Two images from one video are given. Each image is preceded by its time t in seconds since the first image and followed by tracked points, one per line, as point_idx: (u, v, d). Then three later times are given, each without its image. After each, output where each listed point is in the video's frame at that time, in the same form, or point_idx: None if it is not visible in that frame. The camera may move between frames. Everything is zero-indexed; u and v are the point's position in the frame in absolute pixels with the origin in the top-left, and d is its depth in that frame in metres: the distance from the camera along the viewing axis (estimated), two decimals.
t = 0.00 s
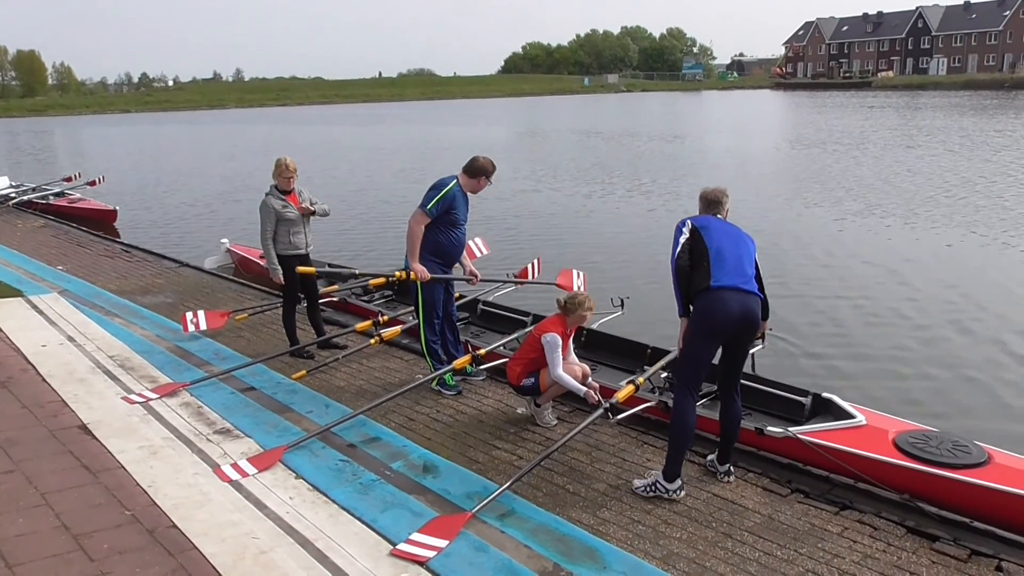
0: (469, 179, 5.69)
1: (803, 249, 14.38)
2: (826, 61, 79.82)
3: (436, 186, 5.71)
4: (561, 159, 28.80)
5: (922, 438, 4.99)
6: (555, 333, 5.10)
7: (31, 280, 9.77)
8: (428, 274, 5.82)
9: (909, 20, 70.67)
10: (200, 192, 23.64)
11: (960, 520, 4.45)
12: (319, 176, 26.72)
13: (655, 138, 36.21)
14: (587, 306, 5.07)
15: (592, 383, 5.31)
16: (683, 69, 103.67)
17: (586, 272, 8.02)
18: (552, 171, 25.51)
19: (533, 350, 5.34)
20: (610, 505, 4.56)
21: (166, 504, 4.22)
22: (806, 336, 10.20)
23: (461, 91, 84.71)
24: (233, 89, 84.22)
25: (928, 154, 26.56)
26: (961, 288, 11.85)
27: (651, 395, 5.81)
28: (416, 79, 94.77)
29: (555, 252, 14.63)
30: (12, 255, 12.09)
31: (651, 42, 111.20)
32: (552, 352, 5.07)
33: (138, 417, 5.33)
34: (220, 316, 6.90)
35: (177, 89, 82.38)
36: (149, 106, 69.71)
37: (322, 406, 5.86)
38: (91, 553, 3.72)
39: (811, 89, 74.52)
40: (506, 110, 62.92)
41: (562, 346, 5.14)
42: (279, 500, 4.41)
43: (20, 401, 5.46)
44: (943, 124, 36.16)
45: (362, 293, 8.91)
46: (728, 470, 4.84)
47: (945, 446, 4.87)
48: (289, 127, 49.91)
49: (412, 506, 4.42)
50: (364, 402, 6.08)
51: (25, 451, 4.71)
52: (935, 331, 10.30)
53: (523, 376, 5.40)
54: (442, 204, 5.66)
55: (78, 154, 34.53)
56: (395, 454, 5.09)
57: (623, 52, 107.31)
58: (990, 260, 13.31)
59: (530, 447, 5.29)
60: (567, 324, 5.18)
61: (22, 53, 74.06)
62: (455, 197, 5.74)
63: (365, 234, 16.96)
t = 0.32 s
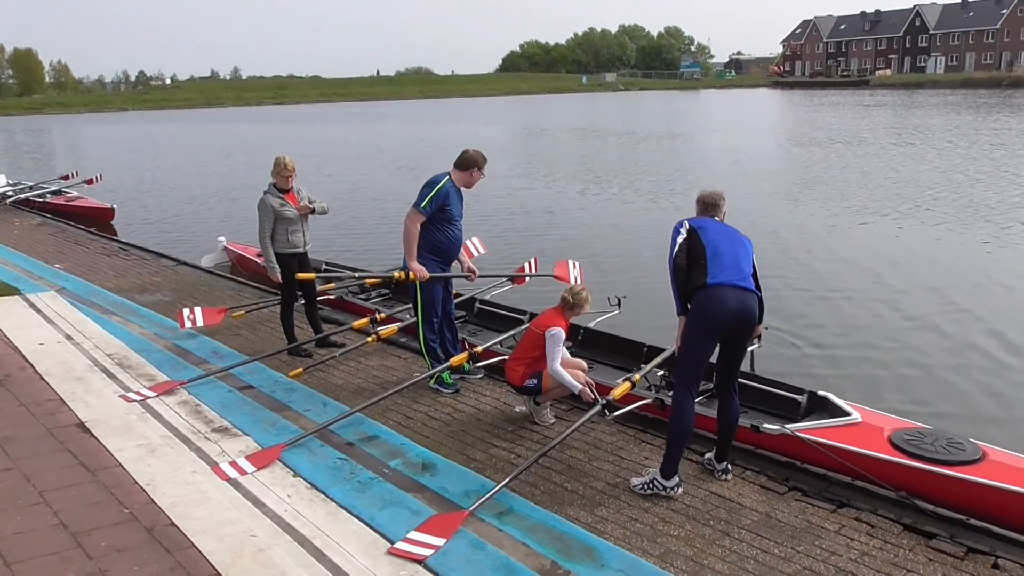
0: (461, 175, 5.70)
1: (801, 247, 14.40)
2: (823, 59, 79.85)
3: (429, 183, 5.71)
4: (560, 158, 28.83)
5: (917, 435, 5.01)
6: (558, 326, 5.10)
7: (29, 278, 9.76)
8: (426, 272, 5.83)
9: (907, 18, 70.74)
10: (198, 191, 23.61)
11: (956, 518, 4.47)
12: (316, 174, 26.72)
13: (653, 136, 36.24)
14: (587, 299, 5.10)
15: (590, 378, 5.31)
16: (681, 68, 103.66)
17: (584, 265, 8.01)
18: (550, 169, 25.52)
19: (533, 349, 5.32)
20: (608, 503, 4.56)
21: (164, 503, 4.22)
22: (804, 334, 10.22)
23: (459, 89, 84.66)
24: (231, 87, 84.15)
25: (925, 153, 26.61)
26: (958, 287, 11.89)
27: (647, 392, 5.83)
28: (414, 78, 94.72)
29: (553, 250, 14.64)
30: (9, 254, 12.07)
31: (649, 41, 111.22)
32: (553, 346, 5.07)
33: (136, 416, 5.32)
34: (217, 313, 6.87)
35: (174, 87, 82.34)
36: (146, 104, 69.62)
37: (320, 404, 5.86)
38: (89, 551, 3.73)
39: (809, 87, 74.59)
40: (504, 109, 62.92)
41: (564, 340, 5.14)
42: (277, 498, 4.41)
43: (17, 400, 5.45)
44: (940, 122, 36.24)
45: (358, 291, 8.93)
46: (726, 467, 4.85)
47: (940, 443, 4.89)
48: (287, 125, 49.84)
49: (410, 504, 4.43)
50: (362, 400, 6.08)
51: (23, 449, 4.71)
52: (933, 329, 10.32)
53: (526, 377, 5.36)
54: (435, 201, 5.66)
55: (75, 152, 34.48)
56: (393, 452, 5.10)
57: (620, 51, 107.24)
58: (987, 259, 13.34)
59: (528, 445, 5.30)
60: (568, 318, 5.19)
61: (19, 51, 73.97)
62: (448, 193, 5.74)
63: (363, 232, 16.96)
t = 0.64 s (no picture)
0: (455, 172, 5.71)
1: (798, 245, 14.41)
2: (820, 58, 79.93)
3: (423, 182, 5.71)
4: (557, 156, 28.84)
5: (911, 432, 5.04)
6: (557, 324, 5.10)
7: (25, 278, 9.75)
8: (424, 271, 5.83)
9: (904, 17, 70.83)
10: (195, 190, 23.54)
11: (952, 514, 4.48)
12: (312, 173, 26.67)
13: (649, 134, 36.26)
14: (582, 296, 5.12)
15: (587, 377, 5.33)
16: (678, 67, 103.66)
17: (580, 258, 8.00)
18: (546, 168, 25.52)
19: (531, 350, 5.31)
20: (605, 501, 4.57)
21: (162, 501, 4.22)
22: (802, 331, 10.23)
23: (455, 88, 84.60)
24: (226, 86, 83.99)
25: (922, 151, 26.66)
26: (954, 284, 11.92)
27: (642, 391, 5.85)
28: (410, 77, 94.60)
29: (550, 248, 14.65)
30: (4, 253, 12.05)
31: (646, 39, 111.20)
32: (552, 343, 5.07)
33: (133, 415, 5.32)
34: (213, 313, 6.87)
35: (170, 86, 82.21)
36: (142, 103, 69.45)
37: (317, 404, 5.86)
38: (86, 550, 3.73)
39: (805, 86, 74.68)
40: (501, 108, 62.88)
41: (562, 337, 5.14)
42: (275, 497, 4.41)
43: (13, 399, 5.45)
44: (936, 120, 36.31)
45: (354, 290, 8.93)
46: (723, 466, 4.85)
47: (934, 439, 4.91)
48: (283, 125, 49.71)
49: (408, 503, 4.43)
50: (360, 399, 6.08)
51: (20, 449, 4.70)
52: (930, 326, 10.33)
53: (527, 378, 5.34)
54: (430, 199, 5.65)
55: (71, 152, 34.36)
56: (390, 451, 5.10)
57: (617, 50, 107.15)
58: (983, 256, 13.38)
59: (526, 444, 5.30)
60: (565, 315, 5.21)
61: (14, 51, 73.79)
62: (443, 190, 5.75)
63: (360, 232, 16.93)
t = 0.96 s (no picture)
0: (451, 169, 5.71)
1: (796, 243, 14.42)
2: (817, 56, 80.04)
3: (420, 180, 5.70)
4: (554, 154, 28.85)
5: (907, 430, 5.05)
6: (553, 320, 5.10)
7: (20, 275, 9.73)
8: (423, 269, 5.83)
9: (901, 16, 70.89)
10: (192, 187, 23.52)
11: (947, 512, 4.50)
12: (308, 171, 26.64)
13: (646, 132, 36.30)
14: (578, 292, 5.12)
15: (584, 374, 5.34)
16: (675, 65, 103.73)
17: (577, 254, 7.99)
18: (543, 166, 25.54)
19: (529, 347, 5.31)
20: (602, 499, 4.58)
21: (158, 499, 4.22)
22: (800, 329, 10.24)
23: (453, 86, 84.57)
24: (223, 83, 83.83)
25: (918, 149, 26.71)
26: (950, 282, 11.94)
27: (639, 389, 5.85)
28: (407, 74, 94.49)
29: (547, 246, 14.66)
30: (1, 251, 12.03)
31: (644, 37, 111.23)
32: (548, 339, 5.08)
33: (130, 413, 5.32)
34: (209, 310, 6.82)
35: (167, 84, 82.06)
36: (138, 101, 69.25)
37: (313, 401, 5.86)
38: (82, 548, 3.72)
39: (802, 84, 74.73)
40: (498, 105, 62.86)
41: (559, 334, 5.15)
42: (271, 495, 4.42)
43: (9, 397, 5.44)
44: (933, 119, 36.40)
45: (351, 288, 8.94)
46: (719, 464, 4.86)
47: (931, 437, 4.92)
48: (280, 122, 49.67)
49: (404, 501, 4.43)
50: (356, 397, 6.08)
51: (16, 447, 4.70)
52: (926, 324, 10.35)
53: (524, 375, 5.35)
54: (427, 197, 5.65)
55: (68, 149, 34.29)
56: (386, 449, 5.10)
57: (615, 48, 107.19)
58: (979, 254, 13.41)
59: (522, 442, 5.31)
60: (561, 312, 5.21)
61: (9, 48, 73.54)
62: (439, 188, 5.74)
63: (358, 229, 16.93)
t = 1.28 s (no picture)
0: (450, 167, 5.72)
1: (794, 241, 14.41)
2: (815, 54, 80.08)
3: (418, 177, 5.69)
4: (551, 152, 28.85)
5: (907, 428, 5.06)
6: (553, 318, 5.10)
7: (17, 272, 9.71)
8: (422, 268, 5.82)
9: (899, 14, 70.90)
10: (189, 185, 23.45)
11: (943, 510, 4.51)
12: (306, 168, 26.63)
13: (643, 130, 36.29)
14: (577, 290, 5.12)
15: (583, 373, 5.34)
16: (673, 63, 103.75)
17: (576, 252, 7.97)
18: (541, 164, 25.53)
19: (528, 345, 5.32)
20: (599, 497, 4.59)
21: (155, 497, 4.22)
22: (798, 327, 10.25)
23: (451, 83, 84.51)
24: (221, 80, 83.68)
25: (916, 147, 26.72)
26: (947, 280, 11.95)
27: (639, 387, 5.86)
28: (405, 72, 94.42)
29: (544, 244, 14.67)
30: None
31: (641, 35, 111.23)
32: (548, 337, 5.07)
33: (127, 410, 5.31)
34: (207, 309, 6.82)
35: (164, 81, 81.94)
36: (136, 98, 69.07)
37: (311, 399, 5.86)
38: (79, 545, 3.72)
39: (800, 83, 74.75)
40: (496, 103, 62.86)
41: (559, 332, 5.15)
42: (269, 492, 4.42)
43: (6, 394, 5.43)
44: (930, 117, 36.45)
45: (349, 286, 8.93)
46: (716, 461, 4.87)
47: (930, 436, 4.94)
48: (277, 120, 49.55)
49: (402, 498, 4.44)
50: (354, 395, 6.09)
51: (13, 444, 4.70)
52: (923, 322, 10.37)
53: (522, 373, 5.35)
54: (426, 195, 5.64)
55: (64, 146, 34.20)
56: (384, 446, 5.10)
57: (613, 46, 107.12)
58: (976, 252, 13.43)
59: (519, 440, 5.31)
60: (561, 310, 5.21)
61: (6, 44, 73.36)
62: (439, 186, 5.74)
63: (355, 227, 16.89)
